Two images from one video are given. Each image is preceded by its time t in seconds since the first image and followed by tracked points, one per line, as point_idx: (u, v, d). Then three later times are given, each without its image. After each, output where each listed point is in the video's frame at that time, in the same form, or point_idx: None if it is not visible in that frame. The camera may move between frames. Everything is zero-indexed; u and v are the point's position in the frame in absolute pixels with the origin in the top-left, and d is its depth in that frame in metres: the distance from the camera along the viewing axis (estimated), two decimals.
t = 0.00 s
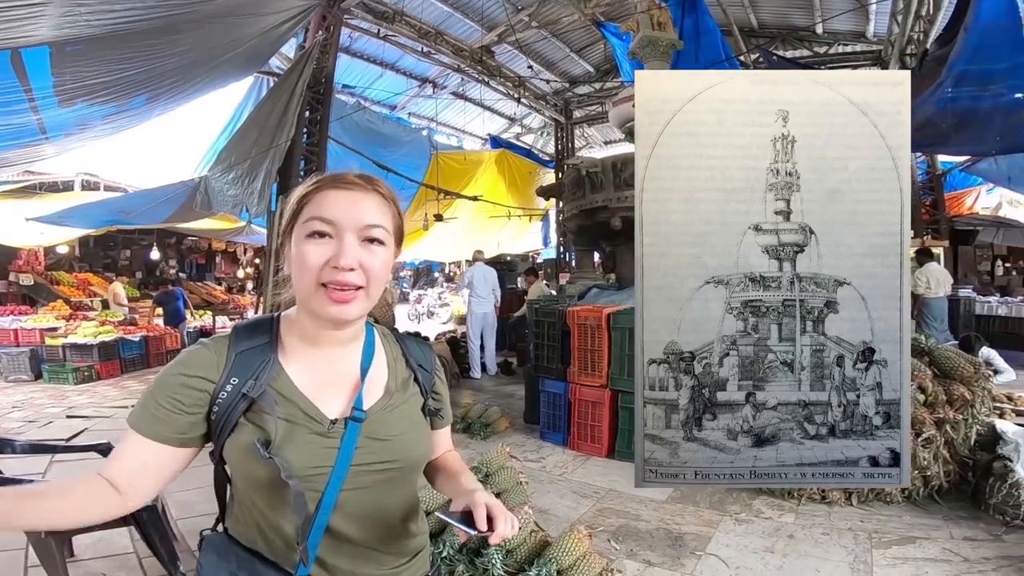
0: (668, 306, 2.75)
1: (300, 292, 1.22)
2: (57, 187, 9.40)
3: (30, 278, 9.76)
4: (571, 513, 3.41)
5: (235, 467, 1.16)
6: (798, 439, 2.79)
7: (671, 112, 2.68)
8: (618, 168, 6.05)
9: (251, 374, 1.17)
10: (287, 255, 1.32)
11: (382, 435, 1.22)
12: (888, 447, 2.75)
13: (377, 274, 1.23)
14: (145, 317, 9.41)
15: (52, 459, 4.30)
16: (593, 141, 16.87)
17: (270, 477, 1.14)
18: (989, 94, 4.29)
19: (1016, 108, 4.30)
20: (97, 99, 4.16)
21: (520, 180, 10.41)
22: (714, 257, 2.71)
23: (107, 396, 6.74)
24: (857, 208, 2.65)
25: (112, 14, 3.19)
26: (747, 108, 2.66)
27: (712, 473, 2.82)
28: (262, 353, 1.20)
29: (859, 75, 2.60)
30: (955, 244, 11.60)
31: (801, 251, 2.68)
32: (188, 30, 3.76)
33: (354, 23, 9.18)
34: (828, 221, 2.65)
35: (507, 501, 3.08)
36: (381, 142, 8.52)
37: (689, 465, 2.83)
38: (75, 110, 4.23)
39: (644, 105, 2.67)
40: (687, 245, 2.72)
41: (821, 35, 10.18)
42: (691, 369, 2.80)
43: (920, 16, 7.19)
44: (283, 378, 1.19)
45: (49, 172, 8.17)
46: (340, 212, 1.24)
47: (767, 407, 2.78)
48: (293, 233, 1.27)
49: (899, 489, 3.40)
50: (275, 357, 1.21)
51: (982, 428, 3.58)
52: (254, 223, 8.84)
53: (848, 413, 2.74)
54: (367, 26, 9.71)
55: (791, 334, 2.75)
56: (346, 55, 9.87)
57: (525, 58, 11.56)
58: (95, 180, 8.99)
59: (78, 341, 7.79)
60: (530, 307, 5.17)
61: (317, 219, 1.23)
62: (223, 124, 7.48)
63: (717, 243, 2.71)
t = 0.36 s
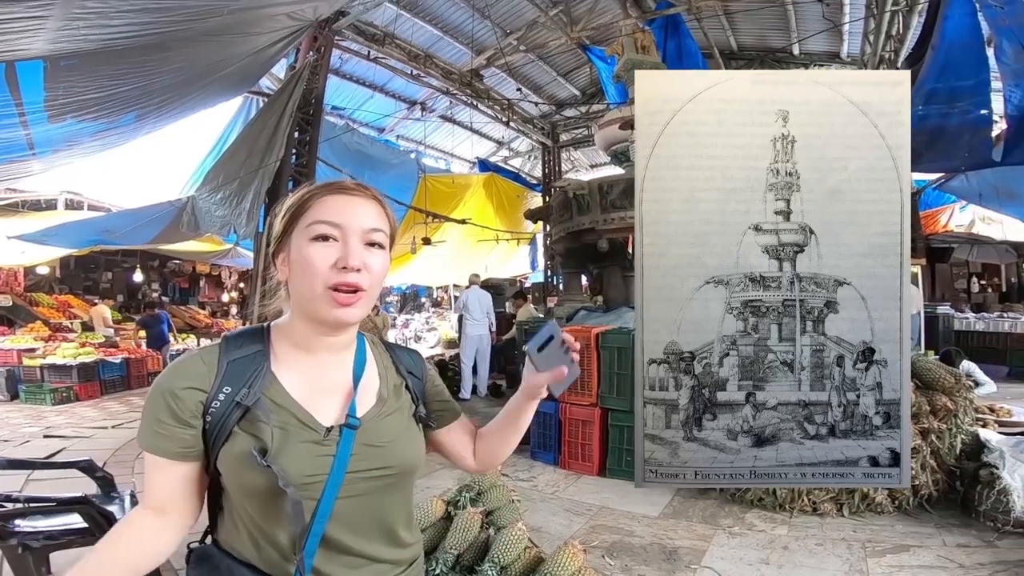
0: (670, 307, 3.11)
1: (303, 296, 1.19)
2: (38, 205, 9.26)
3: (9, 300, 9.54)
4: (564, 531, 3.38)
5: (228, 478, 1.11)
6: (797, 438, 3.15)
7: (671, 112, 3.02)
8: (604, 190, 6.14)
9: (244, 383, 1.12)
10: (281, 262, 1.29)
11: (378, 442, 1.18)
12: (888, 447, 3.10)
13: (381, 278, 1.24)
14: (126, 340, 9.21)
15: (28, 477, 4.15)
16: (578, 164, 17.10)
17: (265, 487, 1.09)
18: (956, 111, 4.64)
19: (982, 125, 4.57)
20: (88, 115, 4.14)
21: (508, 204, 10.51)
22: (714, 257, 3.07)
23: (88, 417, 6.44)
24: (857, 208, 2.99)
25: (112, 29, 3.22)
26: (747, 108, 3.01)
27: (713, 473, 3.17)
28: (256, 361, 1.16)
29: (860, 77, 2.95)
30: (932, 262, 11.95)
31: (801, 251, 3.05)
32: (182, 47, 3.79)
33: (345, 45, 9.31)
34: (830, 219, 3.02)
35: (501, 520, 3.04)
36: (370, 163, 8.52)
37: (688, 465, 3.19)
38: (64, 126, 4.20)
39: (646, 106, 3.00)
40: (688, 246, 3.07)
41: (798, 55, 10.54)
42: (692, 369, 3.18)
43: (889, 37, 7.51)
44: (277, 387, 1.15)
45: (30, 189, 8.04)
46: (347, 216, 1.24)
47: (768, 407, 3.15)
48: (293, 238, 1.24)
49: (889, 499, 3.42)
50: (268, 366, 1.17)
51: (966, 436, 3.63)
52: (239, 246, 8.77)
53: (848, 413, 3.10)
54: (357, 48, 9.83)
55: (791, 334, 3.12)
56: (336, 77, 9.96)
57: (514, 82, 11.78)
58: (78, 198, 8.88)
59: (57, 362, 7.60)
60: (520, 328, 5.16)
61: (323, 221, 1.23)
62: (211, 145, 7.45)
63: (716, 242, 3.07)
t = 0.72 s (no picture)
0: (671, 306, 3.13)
1: (320, 281, 1.18)
2: (34, 213, 9.24)
3: (5, 307, 9.49)
4: (565, 532, 3.37)
5: (244, 461, 1.08)
6: (797, 438, 3.19)
7: (670, 113, 3.06)
8: (601, 197, 6.21)
9: (265, 364, 1.11)
10: (298, 247, 1.27)
11: (390, 424, 1.18)
12: (888, 447, 3.13)
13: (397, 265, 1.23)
14: (121, 348, 9.16)
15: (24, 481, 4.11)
16: (575, 173, 17.19)
17: (284, 468, 1.08)
18: (945, 115, 4.77)
19: (970, 130, 4.66)
20: (91, 120, 4.16)
21: (505, 213, 10.57)
22: (714, 257, 3.12)
23: (82, 422, 6.44)
24: (857, 208, 3.03)
25: (120, 33, 3.25)
26: (746, 108, 3.05)
27: (712, 473, 3.28)
28: (275, 344, 1.15)
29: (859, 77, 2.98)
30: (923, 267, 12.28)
31: (800, 251, 3.09)
32: (187, 53, 3.82)
33: (344, 53, 9.38)
34: (828, 219, 3.05)
35: (503, 519, 3.01)
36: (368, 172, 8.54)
37: (686, 465, 3.30)
38: (67, 130, 4.21)
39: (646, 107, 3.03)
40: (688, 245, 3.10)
41: (790, 63, 10.70)
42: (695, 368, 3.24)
43: (880, 44, 7.67)
44: (295, 369, 1.14)
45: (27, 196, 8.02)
46: (365, 204, 1.23)
47: (768, 407, 3.22)
48: (310, 224, 1.23)
49: (890, 498, 3.44)
50: (287, 349, 1.16)
51: (964, 435, 3.65)
52: (237, 253, 8.76)
53: (849, 413, 3.14)
54: (356, 57, 9.90)
55: (790, 334, 3.16)
56: (335, 85, 10.01)
57: (512, 91, 11.90)
58: (74, 206, 8.87)
59: (52, 369, 7.54)
60: (519, 333, 5.15)
61: (342, 208, 1.21)
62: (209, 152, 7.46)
63: (716, 242, 3.12)
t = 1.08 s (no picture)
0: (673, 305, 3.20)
1: (344, 263, 1.18)
2: (35, 219, 9.27)
3: (5, 313, 9.50)
4: (569, 530, 3.37)
5: (282, 438, 1.06)
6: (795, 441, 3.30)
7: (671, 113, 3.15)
8: (600, 201, 6.20)
9: (298, 341, 1.09)
10: (324, 227, 1.26)
11: (414, 396, 1.19)
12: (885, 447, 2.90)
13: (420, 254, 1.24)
14: (121, 354, 9.15)
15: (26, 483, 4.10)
16: (574, 179, 17.30)
17: (326, 443, 1.07)
18: (937, 117, 5.13)
19: (961, 129, 5.12)
20: (96, 123, 4.19)
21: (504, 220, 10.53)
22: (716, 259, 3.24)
23: (82, 427, 6.43)
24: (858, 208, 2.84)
25: (130, 36, 3.28)
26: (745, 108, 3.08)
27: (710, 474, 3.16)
28: (304, 322, 1.13)
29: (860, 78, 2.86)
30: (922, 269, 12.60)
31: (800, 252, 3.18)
32: (192, 56, 3.85)
33: (345, 60, 9.47)
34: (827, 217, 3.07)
35: (506, 517, 2.98)
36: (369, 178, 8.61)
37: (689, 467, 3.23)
38: (73, 134, 4.24)
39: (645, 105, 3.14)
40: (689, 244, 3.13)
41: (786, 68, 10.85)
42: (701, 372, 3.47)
43: (873, 48, 7.83)
44: (326, 346, 1.13)
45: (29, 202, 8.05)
46: (394, 192, 1.23)
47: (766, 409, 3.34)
48: (339, 207, 1.23)
49: (893, 493, 3.44)
50: (316, 327, 1.14)
51: (964, 431, 3.68)
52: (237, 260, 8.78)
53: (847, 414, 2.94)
54: (356, 64, 9.99)
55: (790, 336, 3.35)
56: (336, 92, 10.09)
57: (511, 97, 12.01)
58: (75, 212, 8.90)
59: (53, 374, 7.52)
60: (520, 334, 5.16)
61: (372, 194, 1.21)
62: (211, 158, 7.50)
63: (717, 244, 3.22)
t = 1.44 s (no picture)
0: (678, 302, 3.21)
1: (364, 240, 1.20)
2: (41, 223, 9.32)
3: (10, 316, 9.55)
4: (575, 525, 3.38)
5: (317, 409, 1.06)
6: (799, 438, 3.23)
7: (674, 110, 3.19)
8: (602, 203, 6.23)
9: (328, 314, 1.11)
10: (342, 207, 1.28)
11: (433, 368, 1.23)
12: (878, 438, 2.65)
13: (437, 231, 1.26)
14: (125, 357, 9.18)
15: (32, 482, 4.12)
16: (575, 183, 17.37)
17: (360, 411, 1.08)
18: (936, 116, 5.18)
19: (959, 129, 5.16)
20: (105, 124, 4.23)
21: (506, 223, 10.68)
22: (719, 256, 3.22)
23: (87, 428, 6.46)
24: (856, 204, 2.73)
25: (141, 38, 3.32)
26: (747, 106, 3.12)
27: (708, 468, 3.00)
28: (331, 296, 1.15)
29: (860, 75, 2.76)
30: (924, 268, 12.53)
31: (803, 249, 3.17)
32: (201, 58, 3.89)
33: (348, 64, 9.55)
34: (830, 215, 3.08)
35: (512, 511, 2.99)
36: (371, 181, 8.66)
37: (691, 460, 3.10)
38: (82, 135, 4.29)
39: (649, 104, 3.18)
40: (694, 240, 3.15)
41: (785, 70, 10.91)
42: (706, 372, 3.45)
43: (872, 50, 7.90)
44: (352, 319, 1.16)
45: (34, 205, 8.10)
46: (411, 172, 1.25)
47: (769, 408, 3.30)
48: (357, 186, 1.24)
49: (899, 488, 3.44)
50: (343, 302, 1.16)
51: (969, 425, 3.70)
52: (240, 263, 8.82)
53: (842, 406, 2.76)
54: (359, 68, 10.07)
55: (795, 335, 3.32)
56: (339, 96, 10.16)
57: (512, 101, 12.08)
58: (80, 215, 8.95)
59: (58, 376, 7.55)
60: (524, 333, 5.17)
61: (390, 173, 1.23)
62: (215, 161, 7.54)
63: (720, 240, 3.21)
